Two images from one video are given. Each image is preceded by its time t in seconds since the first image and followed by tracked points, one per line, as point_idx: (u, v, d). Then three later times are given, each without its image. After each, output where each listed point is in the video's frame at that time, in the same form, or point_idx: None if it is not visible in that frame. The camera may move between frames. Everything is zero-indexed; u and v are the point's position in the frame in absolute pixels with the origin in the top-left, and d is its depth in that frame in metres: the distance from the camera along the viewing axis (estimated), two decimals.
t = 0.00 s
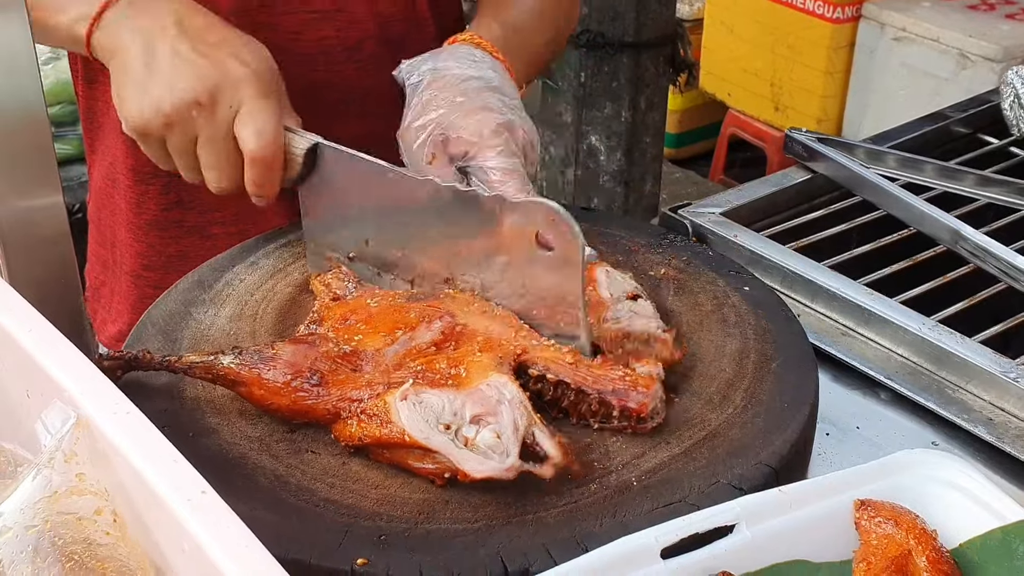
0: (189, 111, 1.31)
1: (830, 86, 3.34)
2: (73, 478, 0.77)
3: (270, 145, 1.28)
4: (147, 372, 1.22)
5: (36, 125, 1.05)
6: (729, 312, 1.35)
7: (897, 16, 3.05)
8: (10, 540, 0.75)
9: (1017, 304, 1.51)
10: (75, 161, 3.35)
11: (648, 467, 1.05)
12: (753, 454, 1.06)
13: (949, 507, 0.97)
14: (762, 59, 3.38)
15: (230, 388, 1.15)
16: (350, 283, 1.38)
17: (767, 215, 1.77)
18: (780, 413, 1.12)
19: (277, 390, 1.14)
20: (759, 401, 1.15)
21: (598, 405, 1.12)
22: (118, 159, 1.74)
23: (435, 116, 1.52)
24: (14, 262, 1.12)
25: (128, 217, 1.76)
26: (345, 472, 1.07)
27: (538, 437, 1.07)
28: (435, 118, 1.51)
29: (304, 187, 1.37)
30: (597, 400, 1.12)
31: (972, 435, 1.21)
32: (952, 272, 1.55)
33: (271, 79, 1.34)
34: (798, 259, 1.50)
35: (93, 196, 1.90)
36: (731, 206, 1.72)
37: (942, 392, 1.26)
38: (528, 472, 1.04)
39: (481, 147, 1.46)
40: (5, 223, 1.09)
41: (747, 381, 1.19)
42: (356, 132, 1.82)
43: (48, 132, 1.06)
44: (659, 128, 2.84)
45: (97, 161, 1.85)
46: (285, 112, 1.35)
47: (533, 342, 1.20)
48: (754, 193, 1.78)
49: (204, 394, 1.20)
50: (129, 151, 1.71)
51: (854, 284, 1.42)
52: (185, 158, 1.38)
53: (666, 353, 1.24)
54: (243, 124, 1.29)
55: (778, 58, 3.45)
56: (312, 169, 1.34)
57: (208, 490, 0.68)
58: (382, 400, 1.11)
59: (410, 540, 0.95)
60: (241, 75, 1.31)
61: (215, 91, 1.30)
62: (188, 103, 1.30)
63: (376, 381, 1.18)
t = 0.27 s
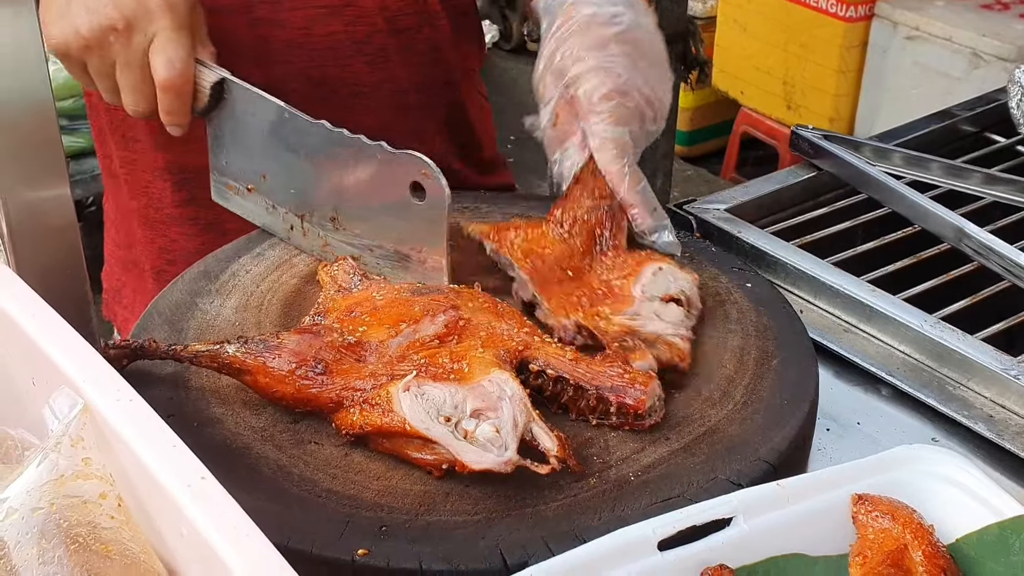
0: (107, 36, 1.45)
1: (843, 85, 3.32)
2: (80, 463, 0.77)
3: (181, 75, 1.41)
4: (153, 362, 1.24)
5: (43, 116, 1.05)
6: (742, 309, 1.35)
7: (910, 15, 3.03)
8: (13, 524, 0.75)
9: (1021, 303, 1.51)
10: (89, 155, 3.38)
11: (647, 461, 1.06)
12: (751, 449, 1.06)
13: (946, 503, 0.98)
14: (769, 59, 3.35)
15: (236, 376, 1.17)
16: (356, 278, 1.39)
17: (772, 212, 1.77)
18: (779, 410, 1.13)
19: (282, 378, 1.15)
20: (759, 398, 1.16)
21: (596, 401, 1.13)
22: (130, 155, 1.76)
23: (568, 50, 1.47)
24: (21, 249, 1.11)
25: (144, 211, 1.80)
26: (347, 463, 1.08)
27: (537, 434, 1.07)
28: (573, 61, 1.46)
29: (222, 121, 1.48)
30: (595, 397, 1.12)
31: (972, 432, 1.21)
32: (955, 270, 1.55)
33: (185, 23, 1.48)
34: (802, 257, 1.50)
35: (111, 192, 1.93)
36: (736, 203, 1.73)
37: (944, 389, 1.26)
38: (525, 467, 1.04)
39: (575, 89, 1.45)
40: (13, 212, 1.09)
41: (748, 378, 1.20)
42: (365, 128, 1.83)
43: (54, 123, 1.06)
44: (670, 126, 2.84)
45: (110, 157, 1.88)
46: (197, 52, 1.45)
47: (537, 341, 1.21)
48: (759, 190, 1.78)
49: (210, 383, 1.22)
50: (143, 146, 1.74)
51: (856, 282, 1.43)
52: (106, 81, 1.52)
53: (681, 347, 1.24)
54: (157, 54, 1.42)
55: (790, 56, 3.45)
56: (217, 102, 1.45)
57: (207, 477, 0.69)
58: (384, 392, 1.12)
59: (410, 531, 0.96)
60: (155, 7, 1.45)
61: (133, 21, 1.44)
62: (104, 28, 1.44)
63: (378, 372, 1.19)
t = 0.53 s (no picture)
0: None
1: (853, 83, 3.31)
2: (79, 444, 0.77)
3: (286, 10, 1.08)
4: (155, 348, 1.24)
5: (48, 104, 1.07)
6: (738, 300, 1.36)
7: (921, 14, 3.02)
8: (11, 503, 0.74)
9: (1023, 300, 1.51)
10: (98, 145, 3.38)
11: (644, 452, 1.06)
12: (749, 441, 1.07)
13: (941, 495, 0.98)
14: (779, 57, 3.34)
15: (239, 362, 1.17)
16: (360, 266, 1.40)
17: (775, 207, 1.78)
18: (777, 403, 1.13)
19: (284, 364, 1.16)
20: (758, 390, 1.16)
21: (594, 392, 1.13)
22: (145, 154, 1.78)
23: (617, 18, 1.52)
24: (25, 236, 1.13)
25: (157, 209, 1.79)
26: (346, 450, 1.08)
27: (536, 422, 1.07)
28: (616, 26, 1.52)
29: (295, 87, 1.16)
30: (592, 388, 1.13)
31: (971, 427, 1.21)
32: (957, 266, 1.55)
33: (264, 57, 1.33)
34: (805, 251, 1.50)
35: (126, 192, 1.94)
36: (739, 197, 1.73)
37: (943, 385, 1.26)
38: (524, 455, 1.05)
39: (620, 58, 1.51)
40: (18, 199, 1.10)
41: (748, 370, 1.20)
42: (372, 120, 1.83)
43: (58, 112, 1.08)
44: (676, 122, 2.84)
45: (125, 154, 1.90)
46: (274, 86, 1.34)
47: (537, 331, 1.22)
48: (762, 185, 1.78)
49: (212, 369, 1.23)
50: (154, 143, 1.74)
51: (858, 277, 1.42)
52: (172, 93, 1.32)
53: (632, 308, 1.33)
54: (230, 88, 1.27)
55: (801, 54, 3.44)
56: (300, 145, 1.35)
57: (204, 459, 0.70)
58: (385, 380, 1.12)
59: (408, 517, 0.96)
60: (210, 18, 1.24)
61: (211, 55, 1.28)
62: None
63: (379, 359, 1.19)
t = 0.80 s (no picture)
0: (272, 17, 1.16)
1: (897, 80, 3.25)
2: (101, 431, 0.78)
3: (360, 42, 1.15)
4: (184, 339, 1.25)
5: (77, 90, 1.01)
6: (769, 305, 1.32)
7: (967, 11, 2.96)
8: (35, 484, 0.77)
9: None
10: (140, 139, 3.43)
11: (667, 452, 1.05)
12: (774, 443, 1.05)
13: (966, 496, 0.97)
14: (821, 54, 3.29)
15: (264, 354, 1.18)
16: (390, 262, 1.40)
17: (809, 205, 1.75)
18: (805, 405, 1.11)
19: (309, 356, 1.17)
20: (786, 392, 1.14)
21: (616, 391, 1.12)
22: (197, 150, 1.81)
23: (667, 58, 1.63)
24: (57, 226, 1.18)
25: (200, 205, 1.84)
26: (369, 443, 1.08)
27: (557, 418, 1.07)
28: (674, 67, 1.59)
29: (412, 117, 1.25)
30: (615, 386, 1.12)
31: (1004, 431, 1.19)
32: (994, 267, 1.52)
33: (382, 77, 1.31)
34: (839, 250, 1.47)
35: (172, 190, 1.96)
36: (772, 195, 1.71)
37: (976, 387, 1.24)
38: (544, 453, 1.05)
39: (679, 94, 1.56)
40: (50, 189, 1.15)
41: (776, 371, 1.18)
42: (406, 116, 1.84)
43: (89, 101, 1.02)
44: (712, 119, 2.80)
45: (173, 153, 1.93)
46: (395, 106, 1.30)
47: (562, 328, 1.21)
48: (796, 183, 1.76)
49: (239, 360, 1.23)
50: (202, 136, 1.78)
51: (891, 277, 1.39)
52: (276, 73, 1.23)
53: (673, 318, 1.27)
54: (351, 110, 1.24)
55: (846, 51, 3.38)
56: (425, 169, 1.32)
57: (222, 448, 0.70)
58: (408, 372, 1.13)
59: (427, 511, 0.96)
60: None
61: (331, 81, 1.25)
62: (268, 8, 1.15)
63: (402, 353, 1.19)
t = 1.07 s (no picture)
0: (395, 119, 1.29)
1: (924, 83, 3.21)
2: (112, 424, 0.78)
3: (484, 148, 1.26)
4: (199, 330, 1.25)
5: (98, 87, 0.97)
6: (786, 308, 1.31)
7: (998, 13, 2.93)
8: (46, 478, 0.78)
9: None
10: (163, 131, 3.43)
11: (681, 453, 1.04)
12: (789, 447, 1.04)
13: (983, 505, 0.96)
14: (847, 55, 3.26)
15: (279, 344, 1.18)
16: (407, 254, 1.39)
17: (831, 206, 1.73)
18: (823, 408, 1.10)
19: (323, 346, 1.16)
20: (804, 395, 1.12)
21: (630, 389, 1.11)
22: (220, 137, 1.82)
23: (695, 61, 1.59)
24: (74, 220, 1.04)
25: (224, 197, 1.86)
26: (380, 438, 1.08)
27: (571, 414, 1.06)
28: (694, 72, 1.57)
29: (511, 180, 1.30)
30: (629, 383, 1.11)
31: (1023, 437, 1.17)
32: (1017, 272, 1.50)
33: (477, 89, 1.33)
34: (860, 252, 1.45)
35: (200, 179, 1.96)
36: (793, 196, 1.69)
37: (995, 394, 1.22)
38: (559, 449, 1.04)
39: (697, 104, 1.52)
40: (67, 182, 1.01)
41: (794, 374, 1.17)
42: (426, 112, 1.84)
43: (110, 98, 0.98)
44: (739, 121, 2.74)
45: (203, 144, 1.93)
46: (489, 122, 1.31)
47: (577, 325, 1.20)
48: (818, 184, 1.74)
49: (254, 352, 1.24)
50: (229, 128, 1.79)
51: (911, 279, 1.37)
52: (391, 168, 1.36)
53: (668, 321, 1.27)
54: (453, 128, 1.26)
55: (873, 52, 3.33)
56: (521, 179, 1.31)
57: (231, 443, 0.70)
58: (422, 364, 1.12)
59: (437, 507, 0.96)
60: (443, 79, 1.30)
61: (422, 96, 1.28)
62: (393, 111, 1.29)
63: (416, 347, 1.19)
